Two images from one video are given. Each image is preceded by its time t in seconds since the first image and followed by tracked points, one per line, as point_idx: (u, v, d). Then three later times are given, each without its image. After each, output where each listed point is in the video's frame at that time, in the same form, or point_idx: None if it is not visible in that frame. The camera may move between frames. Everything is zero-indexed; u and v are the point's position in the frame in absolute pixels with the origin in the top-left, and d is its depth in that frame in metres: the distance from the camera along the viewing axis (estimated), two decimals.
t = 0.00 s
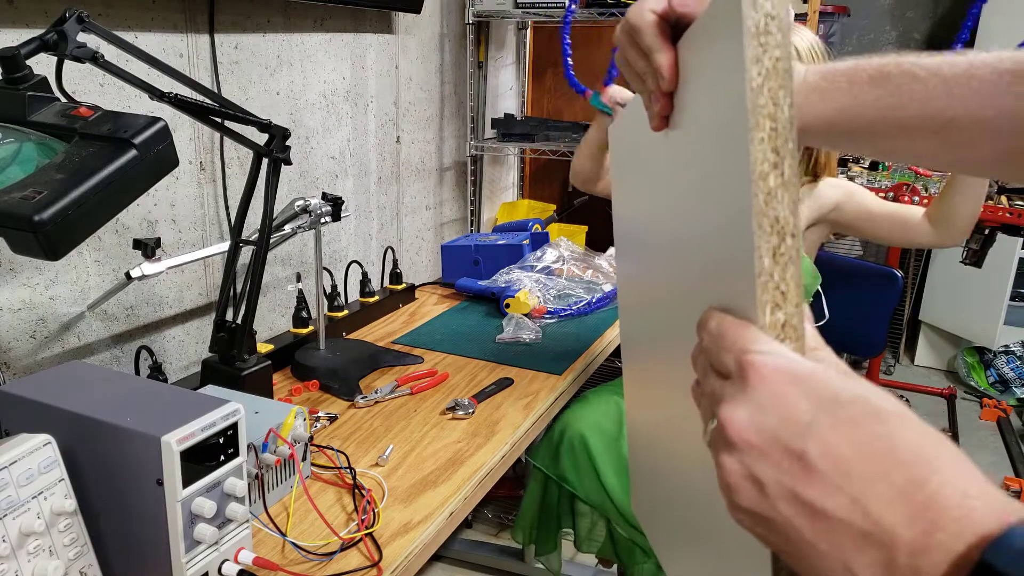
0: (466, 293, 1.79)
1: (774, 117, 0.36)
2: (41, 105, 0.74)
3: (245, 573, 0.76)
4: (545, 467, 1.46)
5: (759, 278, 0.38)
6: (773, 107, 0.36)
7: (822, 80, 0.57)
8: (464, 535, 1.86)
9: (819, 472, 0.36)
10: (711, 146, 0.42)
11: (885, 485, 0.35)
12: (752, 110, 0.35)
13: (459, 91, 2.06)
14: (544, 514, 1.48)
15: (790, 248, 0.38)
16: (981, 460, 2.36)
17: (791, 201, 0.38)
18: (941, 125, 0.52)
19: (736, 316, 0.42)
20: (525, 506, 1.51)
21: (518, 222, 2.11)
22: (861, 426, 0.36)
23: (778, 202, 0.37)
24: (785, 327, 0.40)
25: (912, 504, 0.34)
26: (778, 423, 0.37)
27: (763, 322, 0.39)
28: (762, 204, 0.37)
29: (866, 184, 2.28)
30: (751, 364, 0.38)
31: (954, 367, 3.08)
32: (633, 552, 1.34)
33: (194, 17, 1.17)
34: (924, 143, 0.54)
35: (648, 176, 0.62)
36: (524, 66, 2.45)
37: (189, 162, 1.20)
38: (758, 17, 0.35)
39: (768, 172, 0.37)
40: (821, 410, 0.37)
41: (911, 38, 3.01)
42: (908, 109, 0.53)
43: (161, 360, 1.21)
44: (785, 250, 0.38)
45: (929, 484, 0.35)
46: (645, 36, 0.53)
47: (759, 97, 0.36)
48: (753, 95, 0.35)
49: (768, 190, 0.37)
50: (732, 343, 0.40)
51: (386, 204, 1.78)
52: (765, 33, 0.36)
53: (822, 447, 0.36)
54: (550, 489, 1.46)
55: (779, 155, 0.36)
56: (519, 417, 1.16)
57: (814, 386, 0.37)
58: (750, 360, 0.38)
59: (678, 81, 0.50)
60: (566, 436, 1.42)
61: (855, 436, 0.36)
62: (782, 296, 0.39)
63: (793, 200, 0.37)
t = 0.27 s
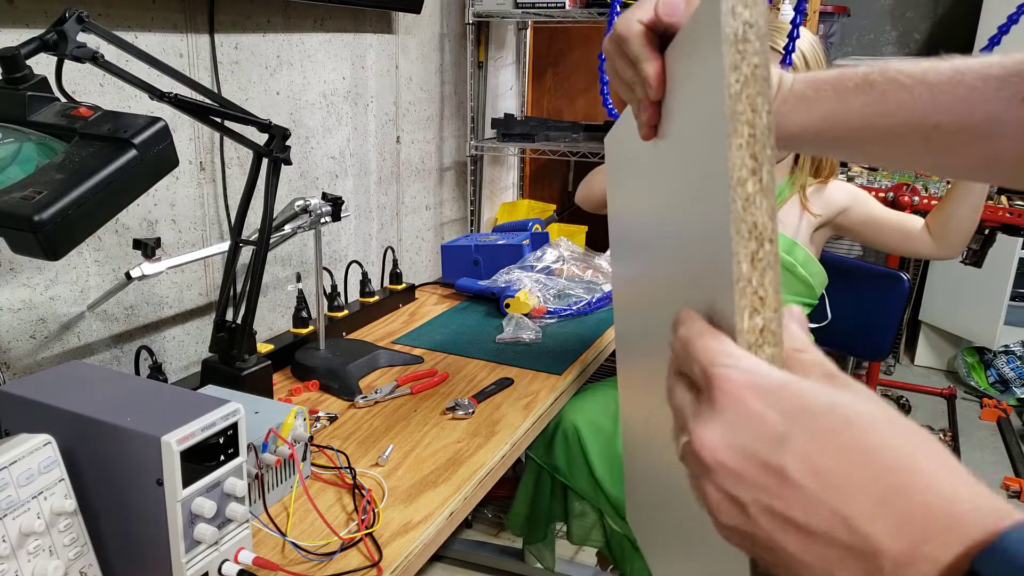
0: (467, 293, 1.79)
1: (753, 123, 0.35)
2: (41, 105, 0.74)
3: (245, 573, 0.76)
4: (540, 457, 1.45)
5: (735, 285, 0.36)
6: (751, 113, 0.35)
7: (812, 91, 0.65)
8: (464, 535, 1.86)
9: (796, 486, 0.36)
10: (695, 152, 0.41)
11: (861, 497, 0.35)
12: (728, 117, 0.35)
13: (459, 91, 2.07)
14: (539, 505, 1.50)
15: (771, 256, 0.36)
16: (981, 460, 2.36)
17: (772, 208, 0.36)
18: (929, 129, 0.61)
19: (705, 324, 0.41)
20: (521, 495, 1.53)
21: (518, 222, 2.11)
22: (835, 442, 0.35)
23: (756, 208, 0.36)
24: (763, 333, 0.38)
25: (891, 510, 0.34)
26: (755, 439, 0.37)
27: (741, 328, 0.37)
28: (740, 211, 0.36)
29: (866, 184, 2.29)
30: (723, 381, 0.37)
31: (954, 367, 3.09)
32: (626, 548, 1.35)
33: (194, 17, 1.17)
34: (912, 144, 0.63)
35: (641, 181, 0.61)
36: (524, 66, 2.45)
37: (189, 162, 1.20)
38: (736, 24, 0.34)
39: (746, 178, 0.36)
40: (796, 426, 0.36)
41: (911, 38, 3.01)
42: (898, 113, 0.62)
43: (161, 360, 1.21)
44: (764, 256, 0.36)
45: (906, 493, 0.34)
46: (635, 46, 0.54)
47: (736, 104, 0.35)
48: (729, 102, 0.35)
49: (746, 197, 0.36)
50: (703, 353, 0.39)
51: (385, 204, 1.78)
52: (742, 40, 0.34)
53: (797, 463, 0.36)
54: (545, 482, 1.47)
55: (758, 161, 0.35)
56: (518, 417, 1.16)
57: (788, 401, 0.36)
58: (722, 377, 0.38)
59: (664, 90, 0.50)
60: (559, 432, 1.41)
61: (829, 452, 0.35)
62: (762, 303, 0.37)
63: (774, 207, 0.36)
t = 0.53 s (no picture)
0: (466, 293, 1.79)
1: (735, 114, 0.40)
2: (41, 105, 0.74)
3: (245, 573, 0.76)
4: (541, 456, 1.45)
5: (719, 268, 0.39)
6: (735, 104, 0.40)
7: (808, 107, 0.62)
8: (464, 535, 1.86)
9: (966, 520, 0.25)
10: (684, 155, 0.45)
11: None
12: (715, 105, 0.39)
13: (459, 91, 2.07)
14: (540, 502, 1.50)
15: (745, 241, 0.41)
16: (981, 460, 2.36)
17: (747, 194, 0.41)
18: (924, 147, 0.58)
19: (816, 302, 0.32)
20: (523, 493, 1.53)
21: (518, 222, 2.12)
22: None
23: (736, 193, 0.40)
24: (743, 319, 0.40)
25: None
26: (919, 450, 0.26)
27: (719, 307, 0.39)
28: (722, 195, 0.39)
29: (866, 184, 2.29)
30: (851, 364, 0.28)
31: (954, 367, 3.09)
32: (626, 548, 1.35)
33: (194, 17, 1.17)
34: (903, 164, 0.59)
35: (639, 190, 0.62)
36: (524, 66, 2.45)
37: (189, 162, 1.20)
38: (719, 19, 0.39)
39: (728, 166, 0.40)
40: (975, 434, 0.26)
41: (911, 38, 3.01)
42: (890, 130, 0.59)
43: (161, 360, 1.21)
44: (742, 241, 0.41)
45: None
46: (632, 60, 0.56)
47: (721, 94, 0.39)
48: (716, 93, 0.39)
49: (727, 183, 0.40)
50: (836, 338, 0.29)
51: (385, 204, 1.78)
52: (727, 35, 0.39)
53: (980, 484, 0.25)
54: (547, 480, 1.48)
55: (739, 150, 0.40)
56: (518, 417, 1.16)
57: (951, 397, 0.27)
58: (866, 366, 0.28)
59: (662, 100, 0.51)
60: (559, 430, 1.41)
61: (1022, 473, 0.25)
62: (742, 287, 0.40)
63: (750, 195, 0.41)
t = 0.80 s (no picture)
0: (466, 293, 1.79)
1: (723, 129, 0.38)
2: (41, 105, 0.74)
3: (245, 573, 0.76)
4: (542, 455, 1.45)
5: (707, 285, 0.38)
6: (721, 119, 0.37)
7: (797, 117, 0.59)
8: (464, 535, 1.86)
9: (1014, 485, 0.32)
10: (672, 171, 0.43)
11: None
12: (700, 122, 0.37)
13: (459, 90, 2.07)
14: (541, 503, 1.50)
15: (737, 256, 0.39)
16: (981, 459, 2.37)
17: (738, 211, 0.39)
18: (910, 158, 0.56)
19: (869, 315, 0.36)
20: (524, 494, 1.53)
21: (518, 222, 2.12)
22: None
23: (725, 210, 0.38)
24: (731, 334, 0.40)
25: None
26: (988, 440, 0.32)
27: (711, 327, 0.39)
28: (710, 212, 0.38)
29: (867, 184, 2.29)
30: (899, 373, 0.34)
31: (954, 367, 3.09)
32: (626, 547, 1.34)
33: (194, 17, 1.17)
34: (884, 175, 0.57)
35: (631, 191, 0.61)
36: (524, 66, 2.45)
37: (189, 162, 1.20)
38: (706, 33, 0.36)
39: (716, 181, 0.38)
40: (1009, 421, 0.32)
41: (911, 37, 3.01)
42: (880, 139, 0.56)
43: (161, 360, 1.21)
44: (732, 258, 0.39)
45: None
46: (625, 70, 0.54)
47: (707, 110, 0.37)
48: (700, 108, 0.37)
49: (715, 199, 0.38)
50: (896, 352, 0.34)
51: (385, 204, 1.78)
52: (713, 49, 0.37)
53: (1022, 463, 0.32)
54: (547, 481, 1.47)
55: (727, 164, 0.38)
56: (518, 417, 1.16)
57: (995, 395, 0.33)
58: (926, 377, 0.33)
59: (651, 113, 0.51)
60: (558, 428, 1.42)
61: None
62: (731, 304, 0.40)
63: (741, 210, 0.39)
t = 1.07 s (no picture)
0: (466, 293, 1.79)
1: (706, 124, 0.39)
2: (41, 105, 0.74)
3: (245, 573, 0.76)
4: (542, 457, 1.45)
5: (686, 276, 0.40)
6: (704, 114, 0.39)
7: (786, 114, 0.59)
8: (465, 535, 1.86)
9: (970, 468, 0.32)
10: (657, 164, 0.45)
11: None
12: (683, 118, 0.38)
13: (459, 90, 2.07)
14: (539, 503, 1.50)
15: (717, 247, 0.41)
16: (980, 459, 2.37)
17: (720, 205, 0.40)
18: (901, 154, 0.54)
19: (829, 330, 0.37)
20: (523, 495, 1.53)
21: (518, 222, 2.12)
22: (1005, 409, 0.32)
23: (706, 203, 0.40)
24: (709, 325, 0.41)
25: None
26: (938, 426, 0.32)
27: (689, 318, 0.40)
28: (691, 205, 0.39)
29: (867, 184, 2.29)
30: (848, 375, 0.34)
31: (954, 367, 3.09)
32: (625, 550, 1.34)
33: (194, 17, 1.17)
34: (878, 172, 0.55)
35: (625, 189, 0.61)
36: (524, 66, 2.45)
37: (189, 162, 1.20)
38: (690, 30, 0.37)
39: (698, 176, 0.39)
40: (953, 405, 0.33)
41: (911, 37, 3.01)
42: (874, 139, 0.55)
43: (161, 360, 1.21)
44: (712, 250, 0.41)
45: None
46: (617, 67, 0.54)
47: (691, 105, 0.38)
48: (683, 103, 0.38)
49: (697, 192, 0.39)
50: (848, 356, 0.35)
51: (385, 204, 1.78)
52: (697, 46, 0.37)
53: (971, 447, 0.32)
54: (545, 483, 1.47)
55: (709, 159, 0.39)
56: (518, 417, 1.16)
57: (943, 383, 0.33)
58: (879, 378, 0.34)
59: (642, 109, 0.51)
60: (557, 431, 1.41)
61: (1003, 426, 0.31)
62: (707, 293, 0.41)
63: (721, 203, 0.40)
